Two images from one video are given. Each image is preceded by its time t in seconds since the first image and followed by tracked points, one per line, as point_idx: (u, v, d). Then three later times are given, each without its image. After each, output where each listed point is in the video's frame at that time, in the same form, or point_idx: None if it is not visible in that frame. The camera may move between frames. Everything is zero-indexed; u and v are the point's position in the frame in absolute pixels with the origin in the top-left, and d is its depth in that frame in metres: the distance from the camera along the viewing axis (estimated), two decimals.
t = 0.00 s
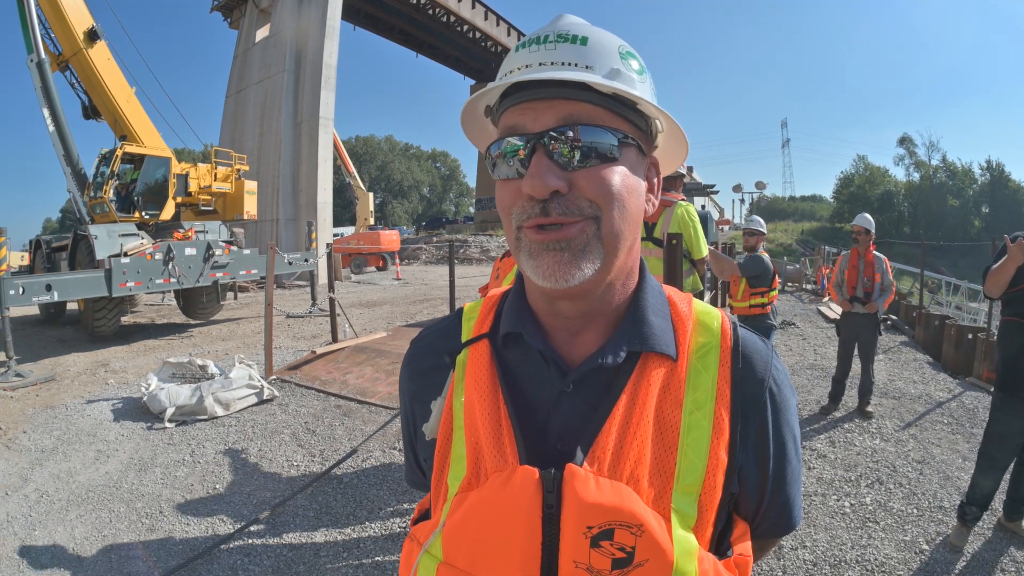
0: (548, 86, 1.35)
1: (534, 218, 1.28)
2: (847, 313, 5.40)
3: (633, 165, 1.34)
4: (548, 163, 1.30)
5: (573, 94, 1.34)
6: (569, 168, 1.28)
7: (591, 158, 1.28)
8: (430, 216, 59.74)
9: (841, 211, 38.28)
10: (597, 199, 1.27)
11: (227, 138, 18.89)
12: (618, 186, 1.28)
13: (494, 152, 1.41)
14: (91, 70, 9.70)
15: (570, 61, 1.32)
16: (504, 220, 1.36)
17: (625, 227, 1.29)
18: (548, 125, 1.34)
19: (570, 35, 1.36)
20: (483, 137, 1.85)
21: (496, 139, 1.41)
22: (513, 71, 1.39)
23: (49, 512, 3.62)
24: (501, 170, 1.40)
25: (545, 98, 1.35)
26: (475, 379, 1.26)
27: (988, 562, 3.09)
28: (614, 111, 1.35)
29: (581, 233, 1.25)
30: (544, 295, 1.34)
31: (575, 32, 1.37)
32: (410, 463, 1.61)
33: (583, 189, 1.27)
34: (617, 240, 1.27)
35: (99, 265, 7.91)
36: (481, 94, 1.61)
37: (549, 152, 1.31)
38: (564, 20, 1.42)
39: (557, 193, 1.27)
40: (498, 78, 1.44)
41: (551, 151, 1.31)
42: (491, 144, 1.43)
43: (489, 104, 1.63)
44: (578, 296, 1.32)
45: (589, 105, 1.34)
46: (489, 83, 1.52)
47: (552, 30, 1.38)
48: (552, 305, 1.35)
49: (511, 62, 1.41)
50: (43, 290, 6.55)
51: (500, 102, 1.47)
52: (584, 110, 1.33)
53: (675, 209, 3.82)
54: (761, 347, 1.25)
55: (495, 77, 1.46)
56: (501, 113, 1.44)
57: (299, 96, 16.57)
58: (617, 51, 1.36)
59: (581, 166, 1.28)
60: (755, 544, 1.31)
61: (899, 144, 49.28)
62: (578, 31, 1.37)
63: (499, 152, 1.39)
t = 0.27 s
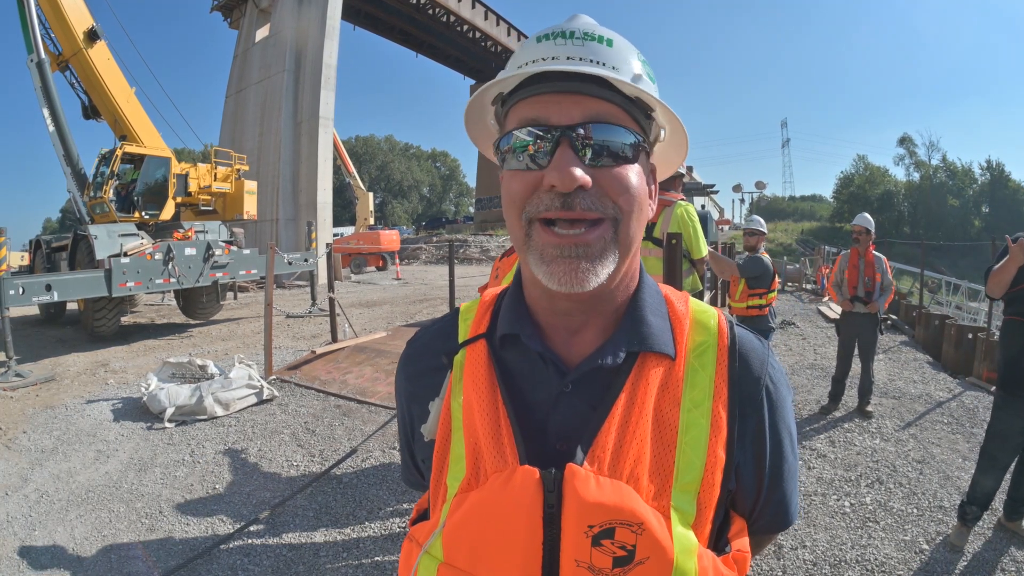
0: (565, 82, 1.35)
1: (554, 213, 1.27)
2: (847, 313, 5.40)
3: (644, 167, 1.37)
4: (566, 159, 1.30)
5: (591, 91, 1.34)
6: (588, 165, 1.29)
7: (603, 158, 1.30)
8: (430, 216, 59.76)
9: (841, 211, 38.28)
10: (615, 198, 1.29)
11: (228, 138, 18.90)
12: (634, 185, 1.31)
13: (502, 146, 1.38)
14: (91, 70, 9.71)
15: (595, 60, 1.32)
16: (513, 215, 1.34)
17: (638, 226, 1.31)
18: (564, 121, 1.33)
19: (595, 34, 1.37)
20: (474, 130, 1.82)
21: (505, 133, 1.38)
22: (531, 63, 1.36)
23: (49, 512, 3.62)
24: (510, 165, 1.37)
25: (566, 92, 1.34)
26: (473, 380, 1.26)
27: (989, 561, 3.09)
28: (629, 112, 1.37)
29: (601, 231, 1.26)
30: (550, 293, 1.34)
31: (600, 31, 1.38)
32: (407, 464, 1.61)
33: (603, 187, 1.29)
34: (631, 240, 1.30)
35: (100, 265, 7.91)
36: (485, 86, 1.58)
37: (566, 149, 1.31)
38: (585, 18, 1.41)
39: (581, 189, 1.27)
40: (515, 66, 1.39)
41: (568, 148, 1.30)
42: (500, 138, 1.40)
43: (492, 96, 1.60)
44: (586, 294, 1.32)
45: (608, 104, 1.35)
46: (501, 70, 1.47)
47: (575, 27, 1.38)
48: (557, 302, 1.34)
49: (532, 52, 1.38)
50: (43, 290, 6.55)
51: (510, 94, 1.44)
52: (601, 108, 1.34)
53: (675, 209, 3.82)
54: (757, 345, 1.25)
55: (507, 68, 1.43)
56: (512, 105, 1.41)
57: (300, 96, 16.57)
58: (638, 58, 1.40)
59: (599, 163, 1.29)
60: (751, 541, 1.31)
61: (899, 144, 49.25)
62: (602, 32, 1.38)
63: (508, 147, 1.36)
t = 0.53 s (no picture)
0: (560, 81, 1.35)
1: (550, 212, 1.27)
2: (847, 313, 5.39)
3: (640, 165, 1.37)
4: (562, 157, 1.30)
5: (586, 91, 1.34)
6: (584, 164, 1.29)
7: (599, 156, 1.30)
8: (431, 216, 59.78)
9: (841, 211, 38.26)
10: (612, 197, 1.29)
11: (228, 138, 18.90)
12: (629, 183, 1.31)
13: (498, 146, 1.38)
14: (91, 70, 9.71)
15: (590, 59, 1.32)
16: (510, 213, 1.34)
17: (634, 224, 1.31)
18: (558, 121, 1.33)
19: (588, 33, 1.36)
20: (471, 131, 1.82)
21: (501, 133, 1.38)
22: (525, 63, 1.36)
23: (48, 512, 3.61)
24: (506, 164, 1.37)
25: (562, 91, 1.34)
26: (471, 380, 1.26)
27: (989, 562, 3.08)
28: (624, 112, 1.37)
29: (597, 228, 1.25)
30: (547, 292, 1.33)
31: (593, 30, 1.37)
32: (405, 464, 1.61)
33: (599, 185, 1.28)
34: (627, 237, 1.30)
35: (100, 265, 7.90)
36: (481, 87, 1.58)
37: (562, 147, 1.30)
38: (578, 17, 1.41)
39: (577, 187, 1.26)
40: (509, 66, 1.39)
41: (564, 147, 1.30)
42: (495, 137, 1.40)
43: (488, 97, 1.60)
44: (583, 291, 1.32)
45: (604, 102, 1.34)
46: (495, 70, 1.47)
47: (569, 26, 1.38)
48: (555, 300, 1.34)
49: (526, 51, 1.37)
50: (43, 290, 6.55)
51: (506, 94, 1.44)
52: (597, 107, 1.34)
53: (674, 209, 3.82)
54: (754, 343, 1.25)
55: (502, 68, 1.43)
56: (508, 104, 1.41)
57: (300, 96, 16.56)
58: (633, 56, 1.39)
59: (595, 162, 1.29)
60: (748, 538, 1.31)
61: (899, 144, 49.24)
62: (596, 30, 1.38)
63: (504, 146, 1.36)
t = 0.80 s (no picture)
0: (567, 85, 1.34)
1: (559, 219, 1.27)
2: (847, 313, 5.38)
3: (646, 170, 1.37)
4: (571, 165, 1.29)
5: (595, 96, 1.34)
6: (593, 171, 1.29)
7: (606, 161, 1.30)
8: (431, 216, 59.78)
9: (841, 211, 38.24)
10: (621, 206, 1.29)
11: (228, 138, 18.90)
12: (637, 190, 1.31)
13: (505, 150, 1.37)
14: (91, 70, 9.71)
15: (599, 63, 1.32)
16: (519, 218, 1.33)
17: (641, 230, 1.32)
18: (566, 127, 1.33)
19: (597, 35, 1.36)
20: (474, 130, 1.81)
21: (508, 137, 1.37)
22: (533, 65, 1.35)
23: (48, 512, 3.61)
24: (512, 168, 1.36)
25: (570, 97, 1.33)
26: (476, 378, 1.25)
27: (990, 562, 3.08)
28: (631, 117, 1.37)
29: (606, 236, 1.26)
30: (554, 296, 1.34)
31: (601, 32, 1.37)
32: (406, 463, 1.60)
33: (609, 195, 1.29)
34: (635, 244, 1.30)
35: (100, 265, 7.90)
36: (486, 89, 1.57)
37: (571, 155, 1.30)
38: (585, 17, 1.41)
39: (588, 198, 1.27)
40: (514, 70, 1.37)
41: (573, 154, 1.30)
42: (502, 142, 1.39)
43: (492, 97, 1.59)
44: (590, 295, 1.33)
45: (612, 109, 1.34)
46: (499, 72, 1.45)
47: (577, 27, 1.37)
48: (560, 302, 1.34)
49: (532, 54, 1.36)
50: (43, 290, 6.54)
51: (512, 96, 1.43)
52: (605, 112, 1.33)
53: (674, 209, 3.81)
54: (754, 340, 1.25)
55: (507, 70, 1.42)
56: (515, 106, 1.40)
57: (300, 96, 16.56)
58: (640, 58, 1.39)
59: (604, 169, 1.29)
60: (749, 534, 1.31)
61: (899, 144, 49.22)
62: (604, 32, 1.38)
63: (511, 151, 1.35)
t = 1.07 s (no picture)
0: (582, 86, 1.34)
1: (579, 218, 1.27)
2: (847, 314, 5.39)
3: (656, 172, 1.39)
4: (589, 164, 1.29)
5: (610, 97, 1.34)
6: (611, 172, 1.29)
7: (621, 161, 1.31)
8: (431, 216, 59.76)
9: (841, 211, 38.22)
10: (639, 207, 1.31)
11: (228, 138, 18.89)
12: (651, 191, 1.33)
13: (519, 148, 1.35)
14: (91, 70, 9.71)
15: (620, 66, 1.32)
16: (535, 217, 1.31)
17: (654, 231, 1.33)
18: (583, 127, 1.33)
19: (617, 39, 1.37)
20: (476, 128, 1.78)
21: (522, 136, 1.36)
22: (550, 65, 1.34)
23: (48, 512, 3.61)
24: (526, 166, 1.34)
25: (588, 97, 1.33)
26: (481, 377, 1.25)
27: (990, 563, 3.08)
28: (645, 120, 1.38)
29: (625, 236, 1.27)
30: (566, 295, 1.33)
31: (621, 36, 1.38)
32: (408, 463, 1.60)
33: (629, 196, 1.30)
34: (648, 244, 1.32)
35: (100, 265, 7.90)
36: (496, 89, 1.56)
37: (591, 155, 1.30)
38: (600, 19, 1.41)
39: (612, 197, 1.27)
40: (532, 67, 1.36)
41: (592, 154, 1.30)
42: (516, 140, 1.37)
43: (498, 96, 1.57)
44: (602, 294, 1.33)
45: (629, 111, 1.35)
46: (512, 69, 1.43)
47: (596, 29, 1.37)
48: (568, 301, 1.34)
49: (552, 51, 1.35)
50: (43, 290, 6.54)
51: (525, 94, 1.41)
52: (620, 114, 1.34)
53: (674, 209, 3.81)
54: (754, 340, 1.25)
55: (521, 68, 1.40)
56: (529, 105, 1.38)
57: (300, 96, 16.56)
58: (654, 63, 1.41)
59: (622, 170, 1.30)
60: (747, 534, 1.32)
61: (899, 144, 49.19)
62: (622, 36, 1.39)
63: (525, 149, 1.34)
